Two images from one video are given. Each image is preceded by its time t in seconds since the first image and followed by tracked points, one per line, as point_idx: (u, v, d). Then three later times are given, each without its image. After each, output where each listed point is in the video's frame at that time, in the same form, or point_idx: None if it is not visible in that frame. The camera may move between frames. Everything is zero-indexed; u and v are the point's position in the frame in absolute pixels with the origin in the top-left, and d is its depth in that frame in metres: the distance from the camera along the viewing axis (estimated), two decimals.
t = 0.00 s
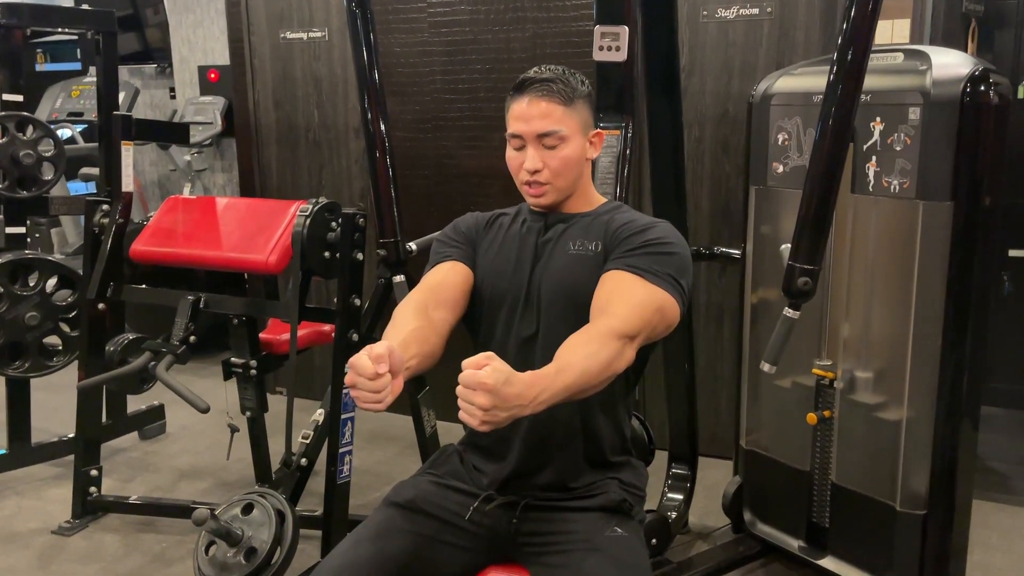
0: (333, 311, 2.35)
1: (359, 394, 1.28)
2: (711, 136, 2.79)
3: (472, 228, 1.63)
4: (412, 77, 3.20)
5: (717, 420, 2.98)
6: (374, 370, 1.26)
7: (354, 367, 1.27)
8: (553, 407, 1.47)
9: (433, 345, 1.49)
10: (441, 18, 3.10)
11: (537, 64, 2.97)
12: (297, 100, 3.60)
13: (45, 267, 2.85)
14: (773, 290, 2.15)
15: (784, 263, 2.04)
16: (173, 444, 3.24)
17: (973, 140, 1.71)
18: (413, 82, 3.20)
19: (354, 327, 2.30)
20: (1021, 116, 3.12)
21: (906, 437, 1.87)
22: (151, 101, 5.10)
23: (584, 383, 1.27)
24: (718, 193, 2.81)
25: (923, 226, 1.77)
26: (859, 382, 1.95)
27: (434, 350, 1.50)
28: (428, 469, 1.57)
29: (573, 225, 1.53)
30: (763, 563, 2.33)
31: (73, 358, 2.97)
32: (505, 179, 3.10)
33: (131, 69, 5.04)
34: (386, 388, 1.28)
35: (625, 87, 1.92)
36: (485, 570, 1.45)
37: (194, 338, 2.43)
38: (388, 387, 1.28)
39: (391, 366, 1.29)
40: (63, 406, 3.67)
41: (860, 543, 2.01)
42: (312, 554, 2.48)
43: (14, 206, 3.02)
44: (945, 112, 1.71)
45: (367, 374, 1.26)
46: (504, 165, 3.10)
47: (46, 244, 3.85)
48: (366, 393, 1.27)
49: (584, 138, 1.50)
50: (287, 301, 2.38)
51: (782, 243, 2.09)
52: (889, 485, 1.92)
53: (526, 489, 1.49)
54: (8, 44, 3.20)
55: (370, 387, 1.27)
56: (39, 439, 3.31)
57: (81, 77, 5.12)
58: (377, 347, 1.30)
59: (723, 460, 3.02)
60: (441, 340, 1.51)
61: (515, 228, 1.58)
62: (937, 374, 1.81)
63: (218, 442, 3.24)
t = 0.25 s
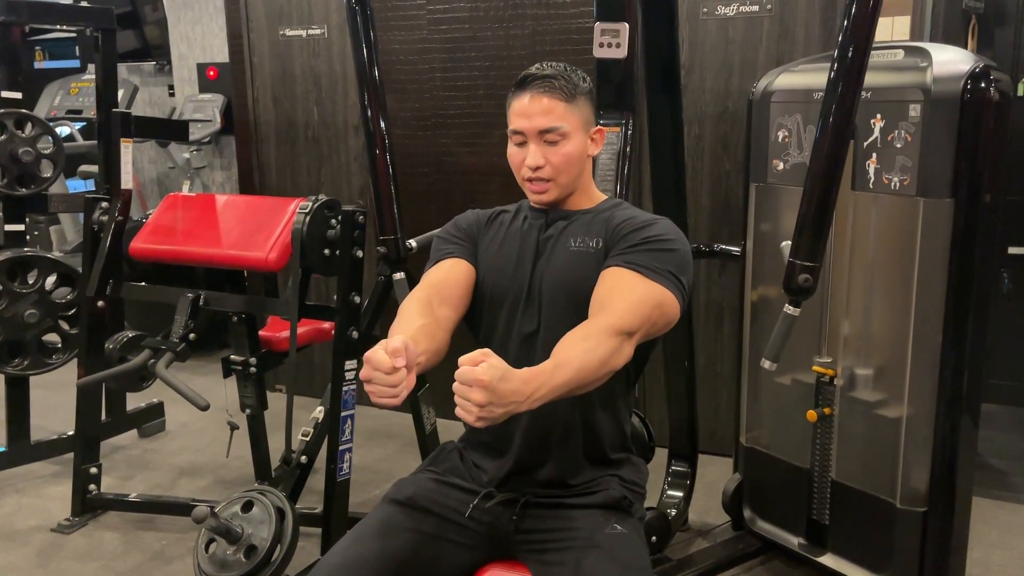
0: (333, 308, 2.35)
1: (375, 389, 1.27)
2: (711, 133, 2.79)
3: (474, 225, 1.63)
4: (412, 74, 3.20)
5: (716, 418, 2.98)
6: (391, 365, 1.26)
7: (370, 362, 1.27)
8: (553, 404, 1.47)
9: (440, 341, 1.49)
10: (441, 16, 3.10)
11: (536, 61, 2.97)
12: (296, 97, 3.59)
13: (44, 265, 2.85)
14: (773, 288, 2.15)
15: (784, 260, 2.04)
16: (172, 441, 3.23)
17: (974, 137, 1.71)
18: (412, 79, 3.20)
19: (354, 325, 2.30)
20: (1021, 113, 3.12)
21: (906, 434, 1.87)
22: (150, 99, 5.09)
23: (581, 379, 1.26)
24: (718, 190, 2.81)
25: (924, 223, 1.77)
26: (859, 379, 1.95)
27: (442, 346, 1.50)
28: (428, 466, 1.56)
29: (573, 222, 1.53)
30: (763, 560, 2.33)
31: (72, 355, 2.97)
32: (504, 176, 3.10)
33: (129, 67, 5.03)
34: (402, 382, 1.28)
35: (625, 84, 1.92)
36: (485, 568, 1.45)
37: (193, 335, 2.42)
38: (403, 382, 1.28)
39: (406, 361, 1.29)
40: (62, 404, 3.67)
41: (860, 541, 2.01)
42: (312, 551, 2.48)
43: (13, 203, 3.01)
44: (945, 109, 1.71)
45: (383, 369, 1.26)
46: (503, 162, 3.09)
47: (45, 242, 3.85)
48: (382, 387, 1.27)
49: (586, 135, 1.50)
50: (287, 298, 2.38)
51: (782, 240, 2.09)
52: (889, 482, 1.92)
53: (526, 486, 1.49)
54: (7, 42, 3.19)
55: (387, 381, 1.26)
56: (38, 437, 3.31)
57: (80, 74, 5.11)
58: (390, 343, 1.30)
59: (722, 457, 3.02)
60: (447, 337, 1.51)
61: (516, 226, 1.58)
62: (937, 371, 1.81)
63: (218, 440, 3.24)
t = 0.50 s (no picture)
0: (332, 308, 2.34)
1: (389, 391, 1.27)
2: (710, 132, 2.79)
3: (474, 225, 1.63)
4: (411, 74, 3.19)
5: (716, 417, 2.98)
6: (405, 368, 1.26)
7: (383, 365, 1.26)
8: (552, 404, 1.47)
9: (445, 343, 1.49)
10: (440, 14, 3.09)
11: (535, 60, 2.97)
12: (295, 96, 3.59)
13: (43, 264, 2.84)
14: (773, 287, 2.15)
15: (784, 259, 2.04)
16: (172, 441, 3.23)
17: (974, 136, 1.70)
18: (411, 78, 3.20)
19: (353, 324, 2.29)
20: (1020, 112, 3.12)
21: (905, 433, 1.87)
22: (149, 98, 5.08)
23: (570, 375, 1.27)
24: (717, 189, 2.81)
25: (924, 222, 1.77)
26: (859, 379, 1.95)
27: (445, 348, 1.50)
28: (427, 466, 1.56)
29: (574, 222, 1.52)
30: (762, 559, 2.33)
31: (71, 355, 2.97)
32: (504, 176, 3.09)
33: (129, 66, 5.02)
34: (416, 384, 1.28)
35: (624, 83, 1.92)
36: (485, 568, 1.45)
37: (192, 335, 2.42)
38: (416, 386, 1.28)
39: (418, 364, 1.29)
40: (62, 404, 3.66)
41: (860, 540, 2.01)
42: (312, 550, 2.48)
43: (11, 203, 3.01)
44: (945, 108, 1.71)
45: (397, 372, 1.26)
46: (503, 162, 3.09)
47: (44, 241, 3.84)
48: (395, 390, 1.27)
49: (586, 133, 1.50)
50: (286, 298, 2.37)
51: (782, 239, 2.09)
52: (889, 481, 1.92)
53: (526, 486, 1.49)
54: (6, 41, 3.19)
55: (401, 384, 1.26)
56: (37, 437, 3.31)
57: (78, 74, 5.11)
58: (403, 346, 1.30)
59: (722, 456, 3.02)
60: (450, 338, 1.51)
61: (517, 224, 1.58)
62: (937, 371, 1.81)
63: (217, 440, 3.24)
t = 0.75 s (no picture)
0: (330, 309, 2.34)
1: (394, 386, 1.27)
2: (708, 133, 2.79)
3: (472, 227, 1.63)
4: (409, 74, 3.19)
5: (714, 417, 2.99)
6: (411, 361, 1.26)
7: (389, 360, 1.26)
8: (550, 405, 1.47)
9: (446, 343, 1.48)
10: (438, 15, 3.09)
11: (533, 60, 2.96)
12: (293, 97, 3.58)
13: (41, 266, 2.84)
14: (770, 287, 2.15)
15: (782, 260, 2.04)
16: (170, 442, 3.23)
17: (971, 135, 1.70)
18: (410, 79, 3.20)
19: (351, 325, 2.29)
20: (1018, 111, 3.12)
21: (904, 433, 1.87)
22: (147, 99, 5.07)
23: (567, 375, 1.26)
24: (715, 189, 2.81)
25: (922, 222, 1.77)
26: (857, 379, 1.95)
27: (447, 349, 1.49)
28: (424, 467, 1.56)
29: (572, 222, 1.52)
30: (761, 559, 2.33)
31: (69, 356, 2.96)
32: (502, 176, 3.09)
33: (127, 67, 5.01)
34: (422, 378, 1.28)
35: (622, 83, 1.92)
36: (482, 569, 1.45)
37: (190, 336, 2.41)
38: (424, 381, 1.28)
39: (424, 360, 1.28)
40: (60, 405, 3.66)
41: (858, 540, 2.01)
42: (310, 551, 2.48)
43: (9, 204, 3.01)
44: (943, 108, 1.71)
45: (402, 365, 1.26)
46: (500, 162, 3.09)
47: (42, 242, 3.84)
48: (402, 384, 1.26)
49: (584, 134, 1.50)
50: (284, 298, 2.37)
51: (780, 239, 2.09)
52: (886, 482, 1.92)
53: (524, 487, 1.49)
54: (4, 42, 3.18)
55: (407, 377, 1.26)
56: (35, 438, 3.30)
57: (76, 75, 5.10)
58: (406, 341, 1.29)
59: (720, 456, 3.03)
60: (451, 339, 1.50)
61: (515, 225, 1.58)
62: (935, 371, 1.81)
63: (215, 440, 3.23)
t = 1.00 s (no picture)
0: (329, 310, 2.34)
1: (387, 384, 1.27)
2: (707, 134, 2.79)
3: (470, 227, 1.63)
4: (408, 75, 3.19)
5: (714, 418, 2.99)
6: (404, 359, 1.26)
7: (383, 358, 1.26)
8: (549, 406, 1.47)
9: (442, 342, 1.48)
10: (437, 16, 3.09)
11: (532, 62, 2.97)
12: (292, 98, 3.59)
13: (41, 267, 2.84)
14: (769, 288, 2.15)
15: (780, 260, 2.04)
16: (170, 443, 3.23)
17: (969, 136, 1.70)
18: (409, 80, 3.20)
19: (350, 326, 2.29)
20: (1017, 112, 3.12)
21: (903, 433, 1.87)
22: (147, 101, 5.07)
23: (568, 374, 1.26)
24: (714, 190, 2.81)
25: (920, 222, 1.77)
26: (856, 379, 1.95)
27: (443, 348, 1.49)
28: (423, 468, 1.56)
29: (571, 223, 1.52)
30: (760, 560, 2.33)
31: (69, 357, 2.96)
32: (501, 177, 3.09)
33: (127, 68, 5.01)
34: (415, 376, 1.28)
35: (620, 85, 1.92)
36: (482, 569, 1.45)
37: (189, 337, 2.41)
38: (416, 380, 1.28)
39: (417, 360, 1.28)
40: (60, 407, 3.66)
41: (857, 540, 2.01)
42: (310, 552, 2.48)
43: (8, 206, 3.01)
44: (940, 109, 1.72)
45: (396, 363, 1.26)
46: (500, 163, 3.10)
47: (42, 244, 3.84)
48: (395, 383, 1.27)
49: (583, 134, 1.50)
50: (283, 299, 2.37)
51: (778, 240, 2.09)
52: (885, 482, 1.92)
53: (523, 487, 1.49)
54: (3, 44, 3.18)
55: (400, 376, 1.26)
56: (35, 439, 3.30)
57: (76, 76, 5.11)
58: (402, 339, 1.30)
59: (720, 457, 3.03)
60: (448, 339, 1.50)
61: (514, 225, 1.58)
62: (934, 371, 1.81)
63: (215, 441, 3.23)
